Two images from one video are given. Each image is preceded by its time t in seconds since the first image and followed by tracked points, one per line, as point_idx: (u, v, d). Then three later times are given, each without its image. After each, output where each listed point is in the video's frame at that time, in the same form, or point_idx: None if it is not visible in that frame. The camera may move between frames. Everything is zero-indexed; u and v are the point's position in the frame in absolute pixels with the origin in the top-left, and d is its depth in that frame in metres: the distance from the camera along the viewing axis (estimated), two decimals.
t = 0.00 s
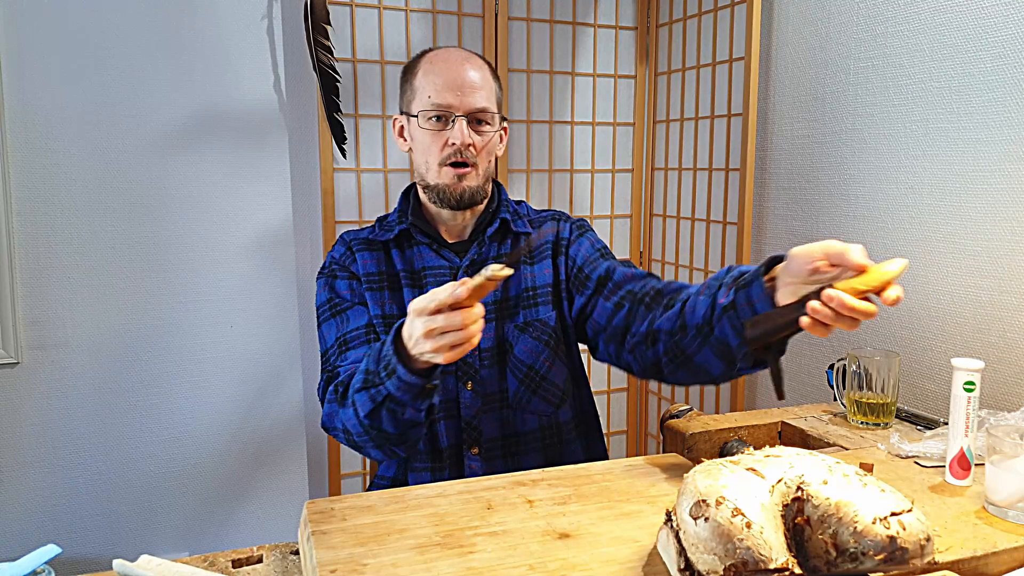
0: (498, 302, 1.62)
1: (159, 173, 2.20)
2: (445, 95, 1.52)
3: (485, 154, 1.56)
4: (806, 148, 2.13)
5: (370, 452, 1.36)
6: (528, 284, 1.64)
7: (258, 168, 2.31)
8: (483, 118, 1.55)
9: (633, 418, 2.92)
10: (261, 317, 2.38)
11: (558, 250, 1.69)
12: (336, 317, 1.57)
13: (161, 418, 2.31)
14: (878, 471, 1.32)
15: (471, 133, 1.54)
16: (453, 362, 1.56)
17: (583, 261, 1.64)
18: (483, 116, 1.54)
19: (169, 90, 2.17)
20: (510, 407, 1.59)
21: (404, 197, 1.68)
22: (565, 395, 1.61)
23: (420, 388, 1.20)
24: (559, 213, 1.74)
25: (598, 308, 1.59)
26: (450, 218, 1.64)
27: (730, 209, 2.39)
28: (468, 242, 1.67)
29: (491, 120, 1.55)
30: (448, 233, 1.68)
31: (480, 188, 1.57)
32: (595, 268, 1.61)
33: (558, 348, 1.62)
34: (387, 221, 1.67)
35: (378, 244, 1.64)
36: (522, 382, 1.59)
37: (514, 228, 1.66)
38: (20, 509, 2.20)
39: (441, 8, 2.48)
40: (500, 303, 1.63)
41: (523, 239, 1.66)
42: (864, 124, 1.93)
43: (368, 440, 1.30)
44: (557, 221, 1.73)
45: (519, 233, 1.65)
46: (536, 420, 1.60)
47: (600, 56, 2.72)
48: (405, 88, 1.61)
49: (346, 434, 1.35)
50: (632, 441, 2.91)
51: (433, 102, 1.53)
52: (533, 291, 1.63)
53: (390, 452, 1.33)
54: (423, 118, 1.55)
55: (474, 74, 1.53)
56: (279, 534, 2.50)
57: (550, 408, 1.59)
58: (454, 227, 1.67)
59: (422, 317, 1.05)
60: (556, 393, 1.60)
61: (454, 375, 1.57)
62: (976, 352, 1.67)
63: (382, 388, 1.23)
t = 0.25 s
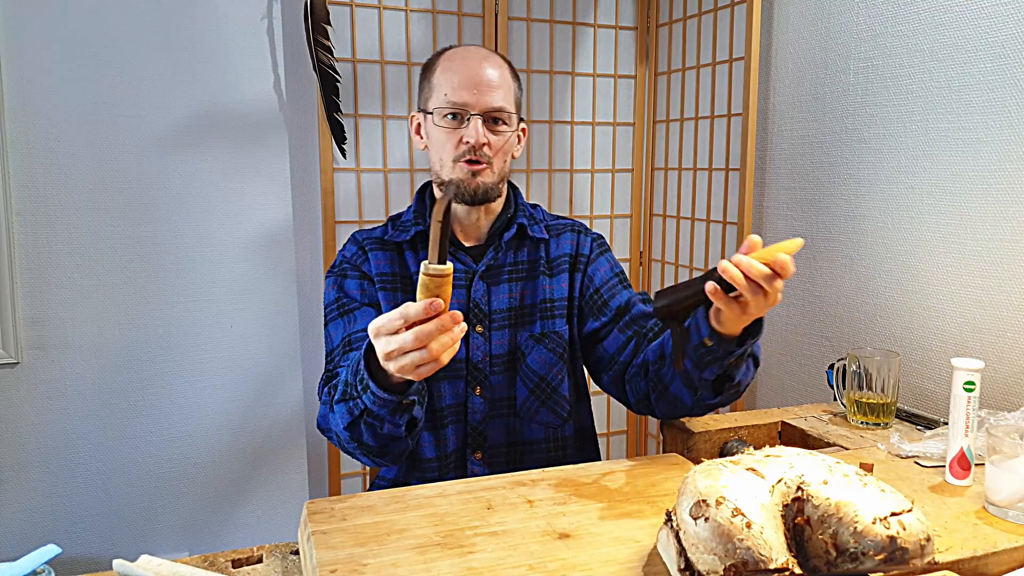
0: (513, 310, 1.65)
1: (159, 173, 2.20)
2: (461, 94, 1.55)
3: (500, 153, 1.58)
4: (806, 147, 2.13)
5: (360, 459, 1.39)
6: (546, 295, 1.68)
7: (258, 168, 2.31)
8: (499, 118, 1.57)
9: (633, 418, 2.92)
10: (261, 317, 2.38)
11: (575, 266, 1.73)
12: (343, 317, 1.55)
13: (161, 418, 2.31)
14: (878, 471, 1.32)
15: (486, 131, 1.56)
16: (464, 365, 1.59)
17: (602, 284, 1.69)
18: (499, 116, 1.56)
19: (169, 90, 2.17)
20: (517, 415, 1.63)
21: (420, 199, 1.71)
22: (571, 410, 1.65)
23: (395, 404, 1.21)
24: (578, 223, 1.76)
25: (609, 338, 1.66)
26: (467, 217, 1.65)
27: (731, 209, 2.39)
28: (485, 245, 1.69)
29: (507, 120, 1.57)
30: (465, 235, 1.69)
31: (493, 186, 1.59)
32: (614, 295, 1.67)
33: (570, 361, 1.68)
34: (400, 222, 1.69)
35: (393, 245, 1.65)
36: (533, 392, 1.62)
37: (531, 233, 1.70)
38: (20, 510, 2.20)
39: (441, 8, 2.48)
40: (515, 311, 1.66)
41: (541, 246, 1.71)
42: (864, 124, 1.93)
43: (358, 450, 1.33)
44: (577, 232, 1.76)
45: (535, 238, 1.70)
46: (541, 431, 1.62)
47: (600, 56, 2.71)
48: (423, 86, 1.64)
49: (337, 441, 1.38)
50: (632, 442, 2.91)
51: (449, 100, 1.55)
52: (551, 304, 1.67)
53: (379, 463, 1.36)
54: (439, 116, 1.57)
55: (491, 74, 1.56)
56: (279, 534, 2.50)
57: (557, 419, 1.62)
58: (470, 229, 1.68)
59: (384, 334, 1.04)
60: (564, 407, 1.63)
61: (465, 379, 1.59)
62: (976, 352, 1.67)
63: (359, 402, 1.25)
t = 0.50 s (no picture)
0: (528, 315, 1.64)
1: (159, 173, 2.20)
2: (504, 105, 1.48)
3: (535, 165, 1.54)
4: (806, 148, 2.13)
5: (373, 455, 1.36)
6: (561, 301, 1.66)
7: (258, 168, 2.32)
8: (537, 131, 1.52)
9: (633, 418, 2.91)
10: (261, 317, 2.38)
11: (590, 274, 1.71)
12: (355, 321, 1.52)
13: (161, 418, 2.31)
14: (878, 471, 1.32)
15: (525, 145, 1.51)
16: (477, 371, 1.59)
17: (616, 294, 1.69)
18: (538, 129, 1.51)
19: (169, 90, 2.18)
20: (527, 420, 1.62)
21: (435, 197, 1.68)
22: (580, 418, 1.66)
23: (417, 377, 1.21)
24: (594, 230, 1.74)
25: (621, 348, 1.64)
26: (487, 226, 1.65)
27: (731, 209, 2.39)
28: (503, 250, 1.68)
29: (542, 132, 1.53)
30: (481, 238, 1.68)
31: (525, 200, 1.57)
32: (628, 307, 1.67)
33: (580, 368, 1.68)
34: (415, 223, 1.67)
35: (409, 248, 1.64)
36: (543, 398, 1.61)
37: (548, 238, 1.69)
38: (20, 509, 2.20)
39: (441, 8, 2.48)
40: (530, 317, 1.65)
41: (556, 252, 1.70)
42: (864, 125, 1.93)
43: (371, 439, 1.32)
44: (592, 239, 1.73)
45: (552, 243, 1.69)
46: (550, 438, 1.61)
47: (600, 56, 2.71)
48: (454, 87, 1.55)
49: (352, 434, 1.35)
50: (632, 442, 2.90)
51: (490, 110, 1.49)
52: (565, 310, 1.66)
53: (389, 454, 1.34)
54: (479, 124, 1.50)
55: (531, 84, 1.50)
56: (279, 534, 2.50)
57: (567, 427, 1.61)
58: (488, 234, 1.67)
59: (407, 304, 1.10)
60: (574, 415, 1.61)
61: (478, 384, 1.59)
62: (975, 352, 1.67)
63: (381, 374, 1.26)
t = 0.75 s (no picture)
0: (537, 317, 1.64)
1: (159, 173, 2.20)
2: (508, 115, 1.47)
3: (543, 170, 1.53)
4: (806, 148, 2.13)
5: (398, 445, 1.38)
6: (568, 303, 1.65)
7: (258, 168, 2.32)
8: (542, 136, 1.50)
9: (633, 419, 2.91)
10: (261, 317, 2.38)
11: (598, 274, 1.71)
12: (368, 326, 1.54)
13: (161, 418, 2.31)
14: (878, 471, 1.32)
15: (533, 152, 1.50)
16: (488, 375, 1.57)
17: (622, 296, 1.68)
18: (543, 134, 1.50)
19: (170, 90, 2.17)
20: (534, 422, 1.63)
21: (443, 201, 1.68)
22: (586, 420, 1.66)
23: (450, 343, 1.23)
24: (602, 228, 1.74)
25: (624, 352, 1.64)
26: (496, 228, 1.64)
27: (731, 209, 2.39)
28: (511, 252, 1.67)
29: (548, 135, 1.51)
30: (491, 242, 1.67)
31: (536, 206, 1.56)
32: (634, 309, 1.67)
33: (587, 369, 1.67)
34: (422, 227, 1.68)
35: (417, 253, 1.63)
36: (550, 400, 1.61)
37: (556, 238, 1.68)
38: (20, 509, 2.20)
39: (441, 8, 2.48)
40: (539, 318, 1.65)
41: (565, 253, 1.69)
42: (864, 125, 1.93)
43: (396, 423, 1.35)
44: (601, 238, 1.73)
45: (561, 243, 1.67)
46: (556, 440, 1.61)
47: (600, 56, 2.71)
48: (455, 96, 1.54)
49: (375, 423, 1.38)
50: (632, 442, 2.90)
51: (493, 121, 1.47)
52: (572, 310, 1.65)
53: (416, 438, 1.36)
54: (484, 137, 1.48)
55: (531, 89, 1.48)
56: (279, 534, 2.50)
57: (572, 429, 1.60)
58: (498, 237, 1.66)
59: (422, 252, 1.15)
60: (580, 416, 1.61)
61: (489, 389, 1.58)
62: (976, 352, 1.67)
63: (413, 345, 1.28)
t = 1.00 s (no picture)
0: (538, 318, 1.64)
1: (159, 173, 2.20)
2: (490, 123, 1.46)
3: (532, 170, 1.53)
4: (806, 148, 2.13)
5: (431, 440, 1.41)
6: (568, 303, 1.66)
7: (258, 167, 2.32)
8: (527, 137, 1.49)
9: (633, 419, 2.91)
10: (261, 317, 2.38)
11: (598, 274, 1.71)
12: (374, 332, 1.56)
13: (161, 418, 2.31)
14: (878, 471, 1.32)
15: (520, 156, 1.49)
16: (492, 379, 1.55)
17: (623, 296, 1.68)
18: (528, 135, 1.49)
19: (170, 90, 2.18)
20: (534, 423, 1.63)
21: (439, 205, 1.68)
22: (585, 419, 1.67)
23: (489, 330, 1.27)
24: (603, 227, 1.72)
25: (625, 352, 1.64)
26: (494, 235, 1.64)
27: (731, 209, 2.39)
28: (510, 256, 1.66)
29: (534, 136, 1.50)
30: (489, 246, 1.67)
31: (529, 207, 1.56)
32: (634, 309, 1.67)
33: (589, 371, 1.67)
34: (420, 231, 1.66)
35: (416, 259, 1.63)
36: (550, 401, 1.61)
37: (555, 238, 1.68)
38: (20, 509, 2.20)
39: (441, 8, 2.48)
40: (540, 318, 1.65)
41: (564, 252, 1.69)
42: (864, 125, 1.93)
43: (429, 419, 1.38)
44: (601, 237, 1.72)
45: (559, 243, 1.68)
46: (556, 441, 1.61)
47: (600, 56, 2.71)
48: (437, 107, 1.53)
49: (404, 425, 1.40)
50: (632, 442, 2.90)
51: (477, 131, 1.47)
52: (572, 310, 1.65)
53: (450, 431, 1.39)
54: (468, 147, 1.48)
55: (512, 92, 1.46)
56: (279, 534, 2.50)
57: (572, 429, 1.61)
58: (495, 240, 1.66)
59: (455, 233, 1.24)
60: (580, 417, 1.61)
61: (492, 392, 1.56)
62: (975, 352, 1.67)
63: (450, 336, 1.30)
